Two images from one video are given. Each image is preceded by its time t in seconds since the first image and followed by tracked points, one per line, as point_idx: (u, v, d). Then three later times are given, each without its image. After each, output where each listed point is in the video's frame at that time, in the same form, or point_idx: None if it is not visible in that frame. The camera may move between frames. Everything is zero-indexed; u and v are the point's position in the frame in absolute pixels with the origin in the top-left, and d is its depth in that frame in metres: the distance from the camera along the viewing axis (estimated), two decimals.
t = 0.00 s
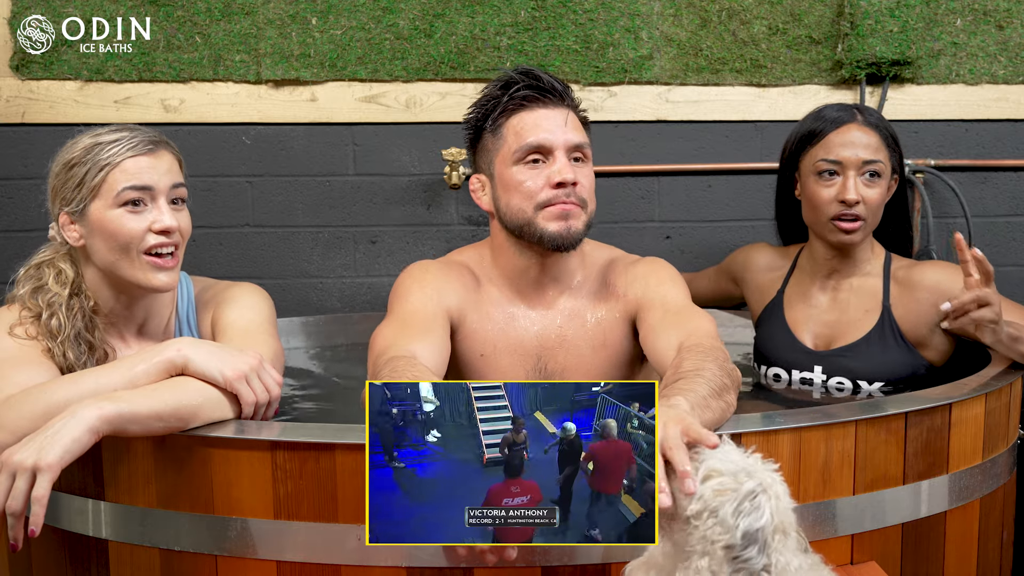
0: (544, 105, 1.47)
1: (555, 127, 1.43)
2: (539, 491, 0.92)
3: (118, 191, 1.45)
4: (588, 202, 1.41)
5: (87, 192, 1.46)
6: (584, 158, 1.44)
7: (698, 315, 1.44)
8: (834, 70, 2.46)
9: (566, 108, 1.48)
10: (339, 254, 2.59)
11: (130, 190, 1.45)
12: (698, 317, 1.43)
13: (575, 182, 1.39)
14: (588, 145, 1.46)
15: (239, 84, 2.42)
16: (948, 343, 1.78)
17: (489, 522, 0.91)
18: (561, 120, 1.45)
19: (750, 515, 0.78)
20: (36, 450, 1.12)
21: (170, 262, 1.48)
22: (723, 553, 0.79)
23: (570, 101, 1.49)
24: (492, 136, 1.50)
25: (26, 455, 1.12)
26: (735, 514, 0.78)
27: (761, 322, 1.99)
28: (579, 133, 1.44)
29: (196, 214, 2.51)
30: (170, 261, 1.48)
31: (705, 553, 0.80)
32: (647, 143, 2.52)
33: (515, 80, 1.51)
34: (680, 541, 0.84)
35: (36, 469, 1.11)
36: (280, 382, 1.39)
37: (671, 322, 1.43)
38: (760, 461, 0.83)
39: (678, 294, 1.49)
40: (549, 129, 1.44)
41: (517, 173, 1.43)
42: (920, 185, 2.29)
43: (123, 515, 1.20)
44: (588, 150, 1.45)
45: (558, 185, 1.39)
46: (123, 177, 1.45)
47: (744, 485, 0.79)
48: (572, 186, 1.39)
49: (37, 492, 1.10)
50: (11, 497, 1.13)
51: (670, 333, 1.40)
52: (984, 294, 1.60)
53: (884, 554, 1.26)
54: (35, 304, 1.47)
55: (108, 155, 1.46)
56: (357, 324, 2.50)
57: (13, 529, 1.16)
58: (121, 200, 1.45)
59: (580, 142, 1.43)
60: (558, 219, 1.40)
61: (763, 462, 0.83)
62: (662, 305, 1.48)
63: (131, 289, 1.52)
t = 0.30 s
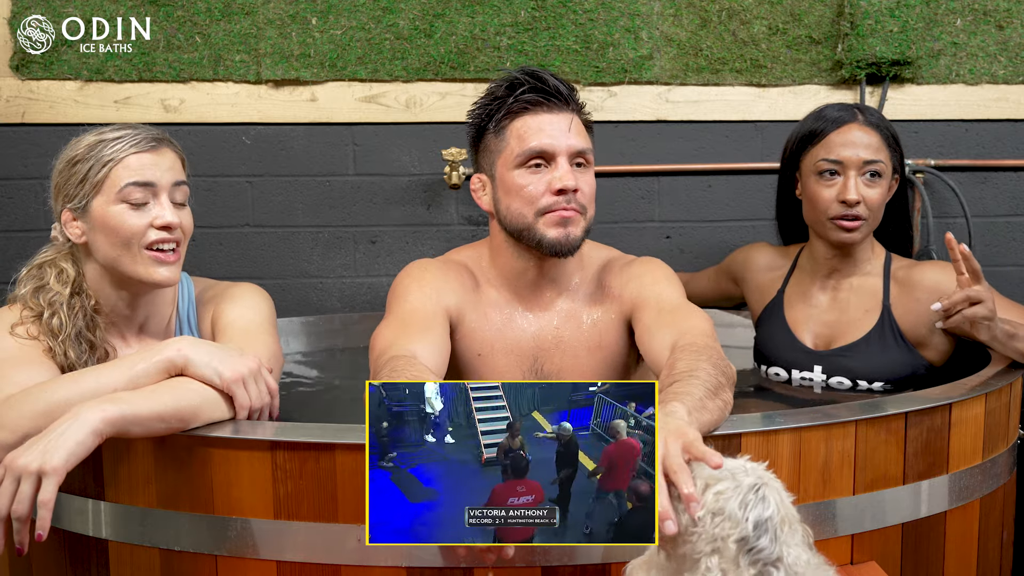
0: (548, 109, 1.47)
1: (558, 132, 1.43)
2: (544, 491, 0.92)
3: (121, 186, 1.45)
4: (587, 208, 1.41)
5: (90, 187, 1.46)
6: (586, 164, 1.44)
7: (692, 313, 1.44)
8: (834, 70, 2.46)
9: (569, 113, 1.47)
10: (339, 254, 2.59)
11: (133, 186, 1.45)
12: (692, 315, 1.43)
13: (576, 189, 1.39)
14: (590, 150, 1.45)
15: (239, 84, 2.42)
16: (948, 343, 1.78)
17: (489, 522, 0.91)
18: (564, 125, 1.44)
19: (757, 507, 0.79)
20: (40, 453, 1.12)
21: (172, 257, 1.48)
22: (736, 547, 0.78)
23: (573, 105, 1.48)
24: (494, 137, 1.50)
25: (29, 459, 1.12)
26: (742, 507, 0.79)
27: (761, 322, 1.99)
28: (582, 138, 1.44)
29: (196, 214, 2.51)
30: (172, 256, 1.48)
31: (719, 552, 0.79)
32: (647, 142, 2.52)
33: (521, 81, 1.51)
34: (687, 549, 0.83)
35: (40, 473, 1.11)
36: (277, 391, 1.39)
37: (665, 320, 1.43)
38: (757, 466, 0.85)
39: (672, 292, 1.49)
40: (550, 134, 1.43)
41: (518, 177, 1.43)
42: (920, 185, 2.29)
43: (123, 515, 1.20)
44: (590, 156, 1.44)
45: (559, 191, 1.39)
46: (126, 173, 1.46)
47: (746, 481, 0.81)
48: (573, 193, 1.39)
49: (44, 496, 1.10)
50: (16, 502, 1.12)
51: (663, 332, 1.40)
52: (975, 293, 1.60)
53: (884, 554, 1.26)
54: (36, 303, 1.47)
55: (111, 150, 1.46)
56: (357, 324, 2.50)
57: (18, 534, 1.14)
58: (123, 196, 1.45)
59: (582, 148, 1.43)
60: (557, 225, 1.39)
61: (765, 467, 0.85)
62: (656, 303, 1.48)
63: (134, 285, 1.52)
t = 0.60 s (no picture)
0: (546, 112, 1.46)
1: (555, 135, 1.42)
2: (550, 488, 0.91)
3: (110, 186, 1.45)
4: (585, 211, 1.41)
5: (78, 189, 1.46)
6: (583, 166, 1.43)
7: (683, 305, 1.44)
8: (834, 70, 2.46)
9: (567, 115, 1.46)
10: (339, 254, 2.59)
11: (121, 186, 1.45)
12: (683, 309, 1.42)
13: (574, 192, 1.38)
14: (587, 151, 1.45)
15: (239, 84, 2.42)
16: (948, 343, 1.78)
17: (489, 522, 0.92)
18: (561, 127, 1.44)
19: (768, 500, 0.83)
20: (41, 456, 1.12)
21: (163, 257, 1.47)
22: (745, 537, 0.83)
23: (571, 106, 1.47)
24: (490, 138, 1.49)
25: (30, 461, 1.12)
26: (755, 498, 0.84)
27: (761, 323, 1.99)
28: (579, 139, 1.43)
29: (196, 214, 2.51)
30: (163, 256, 1.48)
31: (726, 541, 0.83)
32: (647, 142, 2.52)
33: (517, 82, 1.50)
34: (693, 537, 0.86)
35: (41, 475, 1.11)
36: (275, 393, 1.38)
37: (659, 317, 1.42)
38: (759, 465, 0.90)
39: (664, 286, 1.49)
40: (549, 136, 1.42)
41: (516, 179, 1.42)
42: (920, 185, 2.29)
43: (123, 515, 1.20)
44: (587, 158, 1.44)
45: (556, 195, 1.38)
46: (114, 173, 1.45)
47: (756, 476, 0.85)
48: (571, 196, 1.38)
49: (46, 498, 1.10)
50: (17, 505, 1.12)
51: (655, 329, 1.40)
52: (980, 297, 1.59)
53: (884, 554, 1.26)
54: (33, 305, 1.47)
55: (98, 151, 1.46)
56: (357, 324, 2.50)
57: (21, 536, 1.14)
58: (112, 195, 1.45)
59: (580, 150, 1.42)
60: (553, 229, 1.39)
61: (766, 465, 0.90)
62: (647, 298, 1.48)
63: (127, 286, 1.52)
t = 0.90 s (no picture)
0: (539, 116, 1.43)
1: (548, 139, 1.40)
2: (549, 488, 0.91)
3: (104, 188, 1.45)
4: (577, 216, 1.41)
5: (74, 191, 1.46)
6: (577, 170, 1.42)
7: (681, 303, 1.43)
8: (834, 70, 2.46)
9: (560, 118, 1.44)
10: (340, 254, 2.59)
11: (116, 188, 1.45)
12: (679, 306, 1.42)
13: (566, 198, 1.38)
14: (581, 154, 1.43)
15: (239, 84, 2.42)
16: (948, 343, 1.78)
17: (489, 522, 0.92)
18: (555, 131, 1.42)
19: (773, 505, 0.80)
20: (40, 456, 1.12)
21: (159, 260, 1.48)
22: (750, 542, 0.80)
23: (565, 108, 1.46)
24: (483, 142, 1.47)
25: (30, 461, 1.11)
26: (758, 503, 0.80)
27: (761, 323, 1.99)
28: (572, 143, 1.41)
29: (196, 214, 2.51)
30: (159, 258, 1.48)
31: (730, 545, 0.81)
32: (647, 143, 2.52)
33: (510, 84, 1.47)
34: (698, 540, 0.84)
35: (41, 475, 1.11)
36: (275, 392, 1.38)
37: (655, 315, 1.42)
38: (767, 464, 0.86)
39: (660, 284, 1.49)
40: (542, 141, 1.41)
41: (508, 185, 1.41)
42: (921, 185, 2.28)
43: (123, 515, 1.20)
44: (580, 163, 1.42)
45: (549, 201, 1.38)
46: (109, 175, 1.45)
47: (761, 477, 0.82)
48: (563, 202, 1.38)
49: (46, 498, 1.10)
50: (17, 505, 1.12)
51: (652, 328, 1.40)
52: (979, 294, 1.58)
53: (884, 554, 1.26)
54: (32, 304, 1.47)
55: (95, 152, 1.46)
56: (357, 324, 2.50)
57: (21, 537, 1.14)
58: (107, 198, 1.45)
59: (573, 155, 1.40)
60: (547, 235, 1.40)
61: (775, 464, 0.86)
62: (644, 297, 1.48)
63: (125, 288, 1.52)
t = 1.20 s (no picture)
0: (535, 117, 1.43)
1: (544, 141, 1.40)
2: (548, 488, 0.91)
3: (105, 190, 1.45)
4: (575, 218, 1.41)
5: (74, 192, 1.46)
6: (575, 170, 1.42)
7: (680, 303, 1.43)
8: (834, 70, 2.46)
9: (558, 119, 1.44)
10: (340, 254, 2.59)
11: (116, 190, 1.45)
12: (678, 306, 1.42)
13: (563, 201, 1.38)
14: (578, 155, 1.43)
15: (239, 84, 2.42)
16: (948, 343, 1.78)
17: (489, 522, 0.91)
18: (552, 131, 1.42)
19: (794, 502, 0.82)
20: (40, 456, 1.12)
21: (159, 261, 1.48)
22: (767, 535, 0.81)
23: (563, 108, 1.45)
24: (479, 144, 1.47)
25: (30, 461, 1.11)
26: (780, 498, 0.82)
27: (761, 323, 1.99)
28: (569, 145, 1.42)
29: (196, 214, 2.51)
30: (159, 260, 1.48)
31: (745, 537, 0.82)
32: (647, 143, 2.52)
33: (505, 87, 1.47)
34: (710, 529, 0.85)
35: (41, 475, 1.10)
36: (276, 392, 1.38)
37: (654, 314, 1.42)
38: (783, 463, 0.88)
39: (659, 284, 1.49)
40: (539, 143, 1.41)
41: (506, 188, 1.41)
42: (920, 185, 2.29)
43: (123, 515, 1.20)
44: (577, 163, 1.42)
45: (546, 204, 1.38)
46: (109, 176, 1.45)
47: (782, 474, 0.84)
48: (560, 204, 1.38)
49: (45, 498, 1.10)
50: (17, 505, 1.12)
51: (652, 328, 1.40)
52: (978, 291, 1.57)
53: (884, 554, 1.26)
54: (32, 305, 1.47)
55: (95, 153, 1.46)
56: (357, 324, 2.50)
57: (21, 537, 1.14)
58: (107, 199, 1.45)
59: (569, 156, 1.40)
60: (544, 239, 1.40)
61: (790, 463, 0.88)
62: (642, 297, 1.48)
63: (124, 288, 1.52)
